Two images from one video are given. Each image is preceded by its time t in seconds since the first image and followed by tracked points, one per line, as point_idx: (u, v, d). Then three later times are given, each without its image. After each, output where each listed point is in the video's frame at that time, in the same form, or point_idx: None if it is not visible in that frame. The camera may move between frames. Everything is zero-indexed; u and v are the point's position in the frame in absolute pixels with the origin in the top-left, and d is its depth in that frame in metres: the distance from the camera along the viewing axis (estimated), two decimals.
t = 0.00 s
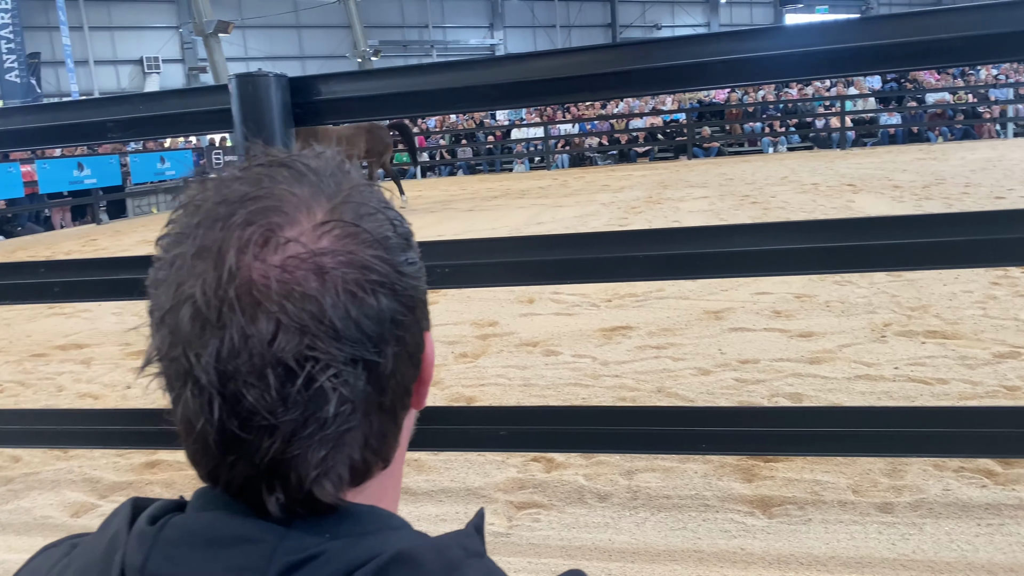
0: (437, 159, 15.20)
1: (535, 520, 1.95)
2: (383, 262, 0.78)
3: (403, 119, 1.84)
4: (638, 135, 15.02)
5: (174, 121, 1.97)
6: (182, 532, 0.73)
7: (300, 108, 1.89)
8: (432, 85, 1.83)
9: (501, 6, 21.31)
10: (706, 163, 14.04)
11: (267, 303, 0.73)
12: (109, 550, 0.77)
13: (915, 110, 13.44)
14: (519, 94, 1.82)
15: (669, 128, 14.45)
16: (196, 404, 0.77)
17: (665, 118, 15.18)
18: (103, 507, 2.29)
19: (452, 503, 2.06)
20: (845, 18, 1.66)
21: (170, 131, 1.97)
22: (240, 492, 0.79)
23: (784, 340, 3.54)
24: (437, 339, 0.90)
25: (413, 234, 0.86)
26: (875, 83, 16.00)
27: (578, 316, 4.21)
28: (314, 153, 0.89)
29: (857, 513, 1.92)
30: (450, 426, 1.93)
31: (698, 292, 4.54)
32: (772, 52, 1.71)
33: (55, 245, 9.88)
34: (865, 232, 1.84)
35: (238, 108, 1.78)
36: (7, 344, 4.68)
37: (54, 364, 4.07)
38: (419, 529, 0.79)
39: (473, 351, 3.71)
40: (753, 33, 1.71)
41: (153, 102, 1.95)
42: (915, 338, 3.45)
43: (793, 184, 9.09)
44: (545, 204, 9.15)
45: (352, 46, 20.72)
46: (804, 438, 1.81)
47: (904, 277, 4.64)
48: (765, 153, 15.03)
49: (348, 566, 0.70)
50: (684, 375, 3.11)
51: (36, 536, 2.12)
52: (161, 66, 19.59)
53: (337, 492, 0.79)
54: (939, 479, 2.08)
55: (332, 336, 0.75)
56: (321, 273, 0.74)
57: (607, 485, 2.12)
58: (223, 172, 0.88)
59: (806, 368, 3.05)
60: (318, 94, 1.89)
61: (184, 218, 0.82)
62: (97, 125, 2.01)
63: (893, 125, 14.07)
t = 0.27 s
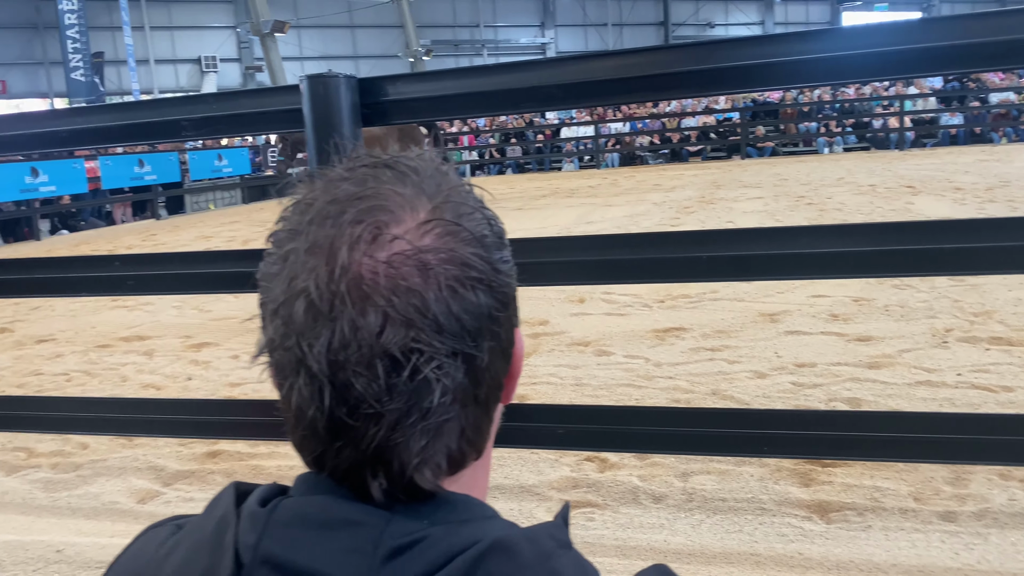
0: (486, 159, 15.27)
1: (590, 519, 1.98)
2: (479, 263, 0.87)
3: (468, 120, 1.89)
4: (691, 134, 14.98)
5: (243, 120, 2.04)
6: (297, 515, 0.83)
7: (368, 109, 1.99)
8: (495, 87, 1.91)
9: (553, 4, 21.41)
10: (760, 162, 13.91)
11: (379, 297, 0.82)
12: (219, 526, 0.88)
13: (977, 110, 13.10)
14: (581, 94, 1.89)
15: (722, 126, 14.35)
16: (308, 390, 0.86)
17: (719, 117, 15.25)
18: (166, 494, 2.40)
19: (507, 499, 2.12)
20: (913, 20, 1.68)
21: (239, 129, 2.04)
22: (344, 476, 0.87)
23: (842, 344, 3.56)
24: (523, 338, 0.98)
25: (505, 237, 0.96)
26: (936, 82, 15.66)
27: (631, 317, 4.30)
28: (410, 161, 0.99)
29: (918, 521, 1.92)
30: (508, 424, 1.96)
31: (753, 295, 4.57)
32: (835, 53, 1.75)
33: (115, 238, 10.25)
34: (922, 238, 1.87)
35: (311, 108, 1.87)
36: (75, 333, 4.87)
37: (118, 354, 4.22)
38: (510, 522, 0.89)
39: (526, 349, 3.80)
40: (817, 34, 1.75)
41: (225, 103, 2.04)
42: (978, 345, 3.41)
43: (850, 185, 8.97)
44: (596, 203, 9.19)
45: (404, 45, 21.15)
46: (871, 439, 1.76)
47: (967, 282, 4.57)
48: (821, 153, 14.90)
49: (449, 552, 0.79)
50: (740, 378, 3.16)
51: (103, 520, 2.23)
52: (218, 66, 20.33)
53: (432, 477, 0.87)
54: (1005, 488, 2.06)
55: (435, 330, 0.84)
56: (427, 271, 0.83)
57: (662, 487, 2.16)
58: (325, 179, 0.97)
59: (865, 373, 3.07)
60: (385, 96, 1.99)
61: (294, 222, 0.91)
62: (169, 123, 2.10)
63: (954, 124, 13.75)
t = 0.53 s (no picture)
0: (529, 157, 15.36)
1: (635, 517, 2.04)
2: (545, 251, 0.87)
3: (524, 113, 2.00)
4: (738, 133, 15.07)
5: (299, 112, 2.08)
6: (364, 494, 0.86)
7: (421, 103, 2.07)
8: (548, 81, 1.98)
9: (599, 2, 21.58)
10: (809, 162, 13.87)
11: (446, 282, 0.83)
12: (283, 505, 0.92)
13: None
14: (634, 88, 1.93)
15: (769, 125, 14.37)
16: (375, 371, 0.87)
17: (767, 116, 15.34)
18: (213, 481, 2.46)
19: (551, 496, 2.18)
20: (969, 14, 1.69)
21: (294, 122, 2.09)
22: (410, 456, 0.90)
23: (892, 347, 3.56)
24: (585, 326, 0.99)
25: (569, 224, 0.95)
26: (993, 83, 15.36)
27: (675, 317, 4.36)
28: (476, 147, 0.99)
29: (972, 530, 1.92)
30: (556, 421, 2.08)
31: (801, 298, 4.61)
32: (890, 47, 1.74)
33: (165, 231, 10.53)
34: (984, 236, 1.83)
35: (364, 102, 1.93)
36: (126, 323, 5.00)
37: (167, 344, 4.31)
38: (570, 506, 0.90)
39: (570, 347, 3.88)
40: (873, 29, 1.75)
41: (281, 96, 2.09)
42: None
43: (901, 186, 8.86)
44: (640, 202, 9.24)
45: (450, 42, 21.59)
46: (918, 445, 1.82)
47: None
48: (872, 154, 14.73)
49: (512, 536, 0.82)
50: (786, 380, 3.19)
51: (153, 505, 2.30)
52: (265, 62, 21.03)
53: (495, 460, 0.89)
54: None
55: (502, 315, 0.84)
56: (493, 258, 0.84)
57: (707, 487, 2.21)
58: (393, 164, 0.99)
59: (916, 378, 3.07)
60: (435, 90, 2.06)
61: (363, 206, 0.93)
62: (225, 116, 2.16)
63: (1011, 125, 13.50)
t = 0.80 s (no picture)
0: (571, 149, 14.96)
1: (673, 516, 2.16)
2: (597, 243, 0.87)
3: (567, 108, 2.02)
4: (776, 133, 15.08)
5: (344, 107, 2.12)
6: (414, 482, 0.87)
7: (462, 99, 2.10)
8: (593, 77, 1.99)
9: None
10: (847, 163, 13.74)
11: (499, 271, 0.83)
12: (333, 492, 0.94)
13: None
14: (679, 84, 1.93)
15: (808, 126, 14.28)
16: (427, 359, 0.88)
17: (806, 116, 15.25)
18: (250, 471, 2.50)
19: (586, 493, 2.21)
20: None
21: (340, 118, 2.13)
22: (459, 445, 0.90)
23: (933, 352, 3.50)
24: (634, 320, 0.99)
25: (621, 217, 0.95)
26: None
27: (710, 317, 4.35)
28: (527, 139, 1.00)
29: (1015, 539, 1.96)
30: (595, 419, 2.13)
31: (840, 299, 4.57)
32: (941, 45, 1.70)
33: (205, 225, 10.73)
34: None
35: (407, 100, 1.95)
36: (167, 314, 5.09)
37: (206, 335, 4.38)
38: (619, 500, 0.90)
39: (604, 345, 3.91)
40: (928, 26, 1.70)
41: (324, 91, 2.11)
42: None
43: (944, 188, 8.74)
44: (675, 201, 9.23)
45: (487, 41, 21.87)
46: (971, 451, 1.80)
47: None
48: (914, 156, 14.51)
49: (562, 527, 0.82)
50: (824, 383, 3.16)
51: (191, 494, 2.34)
52: (305, 58, 21.50)
53: (545, 451, 0.89)
54: None
55: (553, 305, 0.84)
56: (546, 248, 0.84)
57: (743, 489, 2.32)
58: (445, 155, 0.99)
59: (958, 384, 3.01)
60: (477, 86, 2.09)
61: (417, 195, 0.93)
62: (269, 111, 2.19)
63: None
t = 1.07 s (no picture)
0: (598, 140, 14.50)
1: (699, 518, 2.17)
2: (636, 245, 0.87)
3: (597, 107, 2.01)
4: (807, 133, 15.00)
5: (375, 106, 2.13)
6: (451, 479, 0.87)
7: (492, 98, 2.12)
8: (624, 76, 1.99)
9: None
10: (877, 164, 13.58)
11: (539, 271, 0.83)
12: (369, 489, 0.96)
13: None
14: (710, 83, 1.93)
15: (838, 126, 14.14)
16: (466, 358, 0.88)
17: (836, 116, 15.11)
18: (278, 466, 2.53)
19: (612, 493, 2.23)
20: None
21: (369, 115, 2.14)
22: (496, 444, 0.91)
23: (965, 357, 3.45)
24: (671, 320, 0.99)
25: (658, 218, 0.96)
26: None
27: (737, 319, 4.33)
28: (565, 140, 1.00)
29: None
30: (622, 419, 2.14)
31: (870, 302, 4.53)
32: (980, 45, 1.68)
33: (234, 221, 10.88)
34: None
35: (437, 98, 1.96)
36: (196, 309, 5.15)
37: (235, 330, 4.43)
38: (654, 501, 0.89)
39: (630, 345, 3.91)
40: (964, 25, 1.68)
41: (356, 89, 2.13)
42: None
43: (979, 190, 8.60)
44: (703, 201, 9.19)
45: (515, 39, 21.95)
46: (1011, 458, 1.77)
47: None
48: (946, 157, 14.30)
49: (598, 528, 0.82)
50: (853, 387, 3.13)
51: (219, 487, 2.37)
52: (334, 56, 21.74)
53: (581, 450, 0.89)
54: None
55: (593, 305, 0.84)
56: (586, 248, 0.84)
57: (770, 493, 2.33)
58: (483, 156, 1.00)
59: (992, 390, 2.97)
60: (508, 85, 2.10)
61: (456, 196, 0.94)
62: (302, 109, 2.22)
63: None
